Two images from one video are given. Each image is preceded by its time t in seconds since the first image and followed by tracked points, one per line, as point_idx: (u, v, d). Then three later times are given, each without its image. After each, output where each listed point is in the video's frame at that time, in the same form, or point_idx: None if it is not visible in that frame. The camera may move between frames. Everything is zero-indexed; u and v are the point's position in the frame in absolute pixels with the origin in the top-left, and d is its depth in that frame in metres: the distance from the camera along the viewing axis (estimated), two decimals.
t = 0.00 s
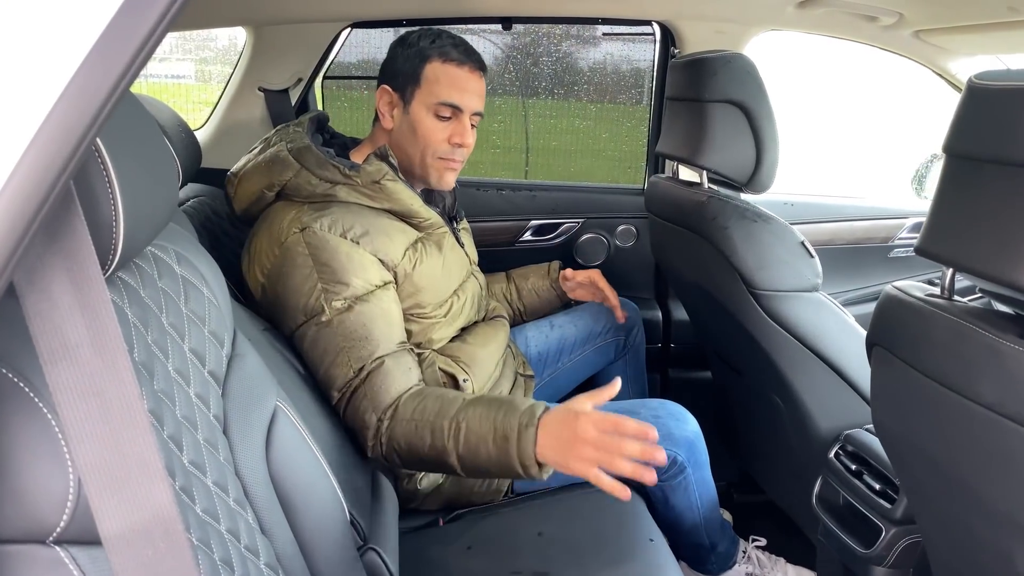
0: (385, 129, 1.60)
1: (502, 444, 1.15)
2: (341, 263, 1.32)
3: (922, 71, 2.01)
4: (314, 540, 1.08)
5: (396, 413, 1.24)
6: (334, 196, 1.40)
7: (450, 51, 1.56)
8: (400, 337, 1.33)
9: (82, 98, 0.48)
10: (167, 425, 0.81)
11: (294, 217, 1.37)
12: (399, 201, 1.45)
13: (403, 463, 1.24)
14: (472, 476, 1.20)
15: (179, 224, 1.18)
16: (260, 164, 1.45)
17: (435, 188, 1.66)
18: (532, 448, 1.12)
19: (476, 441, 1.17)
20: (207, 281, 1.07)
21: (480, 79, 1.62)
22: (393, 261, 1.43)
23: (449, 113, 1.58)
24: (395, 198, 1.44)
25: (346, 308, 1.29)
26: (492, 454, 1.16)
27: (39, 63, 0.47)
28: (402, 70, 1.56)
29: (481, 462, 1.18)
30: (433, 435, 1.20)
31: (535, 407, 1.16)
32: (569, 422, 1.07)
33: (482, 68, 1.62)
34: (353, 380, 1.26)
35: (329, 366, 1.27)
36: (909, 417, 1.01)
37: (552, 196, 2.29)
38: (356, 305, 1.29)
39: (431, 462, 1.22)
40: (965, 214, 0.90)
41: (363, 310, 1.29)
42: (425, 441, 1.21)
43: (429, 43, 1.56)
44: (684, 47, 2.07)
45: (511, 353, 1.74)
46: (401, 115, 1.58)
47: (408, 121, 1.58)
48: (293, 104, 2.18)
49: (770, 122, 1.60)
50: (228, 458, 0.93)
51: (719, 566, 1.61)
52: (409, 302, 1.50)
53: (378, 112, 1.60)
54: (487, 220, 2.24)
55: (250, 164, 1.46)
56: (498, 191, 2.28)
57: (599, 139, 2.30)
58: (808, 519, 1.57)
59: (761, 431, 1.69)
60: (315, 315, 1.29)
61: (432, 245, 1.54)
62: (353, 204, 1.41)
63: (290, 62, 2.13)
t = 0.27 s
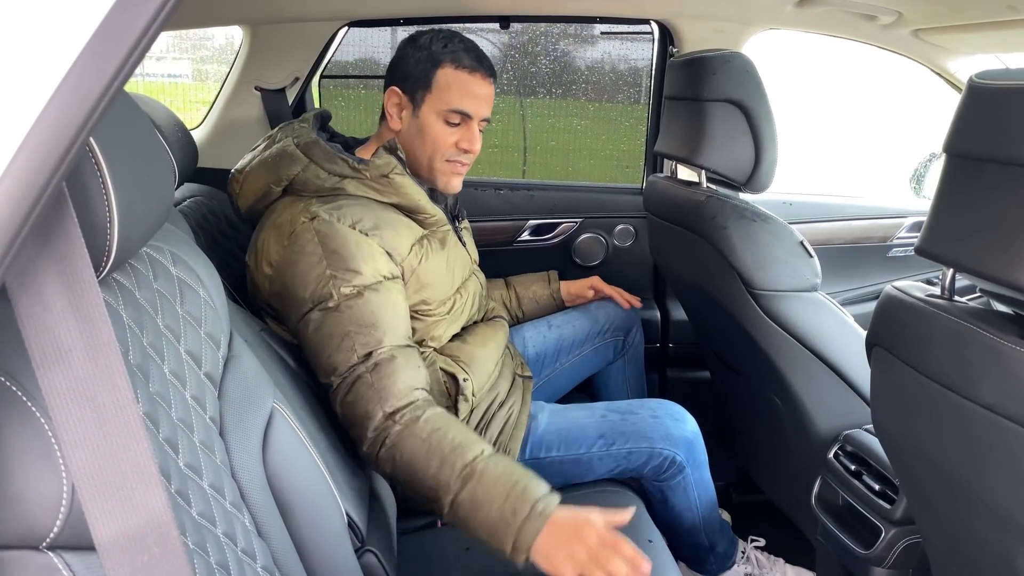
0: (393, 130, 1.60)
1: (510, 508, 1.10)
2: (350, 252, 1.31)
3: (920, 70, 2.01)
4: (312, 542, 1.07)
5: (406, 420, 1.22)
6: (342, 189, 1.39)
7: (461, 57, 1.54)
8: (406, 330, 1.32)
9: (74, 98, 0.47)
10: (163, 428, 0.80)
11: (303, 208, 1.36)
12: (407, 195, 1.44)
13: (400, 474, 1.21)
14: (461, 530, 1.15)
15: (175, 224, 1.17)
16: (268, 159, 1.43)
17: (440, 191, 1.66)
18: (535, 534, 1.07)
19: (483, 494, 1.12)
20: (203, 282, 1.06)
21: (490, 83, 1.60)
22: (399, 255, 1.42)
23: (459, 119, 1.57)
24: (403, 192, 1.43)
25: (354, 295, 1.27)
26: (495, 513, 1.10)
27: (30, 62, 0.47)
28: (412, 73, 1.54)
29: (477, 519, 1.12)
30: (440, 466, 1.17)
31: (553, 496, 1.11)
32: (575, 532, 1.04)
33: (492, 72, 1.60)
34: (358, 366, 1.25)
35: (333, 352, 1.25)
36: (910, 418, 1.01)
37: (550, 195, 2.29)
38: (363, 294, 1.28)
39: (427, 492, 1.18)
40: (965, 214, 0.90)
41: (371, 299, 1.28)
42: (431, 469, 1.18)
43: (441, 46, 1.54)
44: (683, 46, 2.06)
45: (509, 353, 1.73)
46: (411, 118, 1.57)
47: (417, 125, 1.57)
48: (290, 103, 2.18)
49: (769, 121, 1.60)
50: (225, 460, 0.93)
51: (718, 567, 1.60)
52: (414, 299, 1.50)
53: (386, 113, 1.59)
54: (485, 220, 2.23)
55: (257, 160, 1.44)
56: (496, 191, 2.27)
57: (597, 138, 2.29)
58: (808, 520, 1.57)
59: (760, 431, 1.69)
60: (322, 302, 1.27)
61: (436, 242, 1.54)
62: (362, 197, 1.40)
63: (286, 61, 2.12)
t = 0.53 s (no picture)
0: (402, 130, 1.59)
1: (507, 527, 1.18)
2: (358, 250, 1.30)
3: (920, 68, 2.01)
4: (312, 542, 1.07)
5: (412, 424, 1.24)
6: (349, 188, 1.38)
7: (474, 60, 1.53)
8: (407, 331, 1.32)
9: (73, 98, 0.47)
10: (162, 428, 0.80)
11: (311, 204, 1.35)
12: (413, 197, 1.43)
13: (399, 475, 1.23)
14: (451, 539, 1.21)
15: (174, 223, 1.17)
16: (277, 153, 1.41)
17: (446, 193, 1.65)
18: (526, 555, 1.17)
19: (483, 512, 1.19)
20: (202, 281, 1.06)
21: (502, 89, 1.59)
22: (403, 254, 1.43)
23: (468, 123, 1.56)
24: (410, 193, 1.42)
25: (359, 295, 1.27)
26: (491, 530, 1.18)
27: (28, 62, 0.46)
28: (424, 74, 1.54)
29: (473, 533, 1.19)
30: (443, 475, 1.21)
31: (544, 521, 1.21)
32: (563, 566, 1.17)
33: (504, 77, 1.59)
34: (363, 365, 1.25)
35: (337, 347, 1.25)
36: (909, 417, 1.01)
37: (550, 194, 2.28)
38: (369, 294, 1.28)
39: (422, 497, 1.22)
40: (965, 213, 0.90)
41: (377, 300, 1.28)
42: (433, 475, 1.21)
43: (454, 49, 1.54)
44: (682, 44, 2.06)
45: (509, 353, 1.73)
46: (421, 118, 1.57)
47: (425, 126, 1.56)
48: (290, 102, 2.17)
49: (769, 120, 1.60)
50: (224, 460, 0.93)
51: (718, 566, 1.60)
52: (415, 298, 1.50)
53: (396, 113, 1.59)
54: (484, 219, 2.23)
55: (264, 156, 1.43)
56: (496, 190, 2.27)
57: (596, 137, 2.29)
58: (807, 518, 1.57)
59: (760, 430, 1.69)
60: (326, 297, 1.27)
61: (439, 242, 1.53)
62: (368, 196, 1.39)
63: (285, 60, 2.12)
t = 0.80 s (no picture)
0: (413, 127, 1.60)
1: (489, 522, 1.20)
2: (365, 237, 1.31)
3: (921, 65, 2.00)
4: (313, 541, 1.07)
5: (408, 416, 1.25)
6: (358, 176, 1.39)
7: (485, 62, 1.53)
8: (405, 323, 1.32)
9: (72, 98, 0.47)
10: (164, 426, 0.80)
11: (322, 191, 1.35)
12: (422, 189, 1.43)
13: (389, 465, 1.25)
14: (433, 531, 1.23)
15: (175, 222, 1.17)
16: (288, 141, 1.41)
17: (450, 195, 1.64)
18: (505, 550, 1.20)
19: (468, 506, 1.21)
20: (203, 280, 1.06)
21: (514, 94, 1.58)
22: (409, 244, 1.43)
23: (475, 124, 1.55)
24: (418, 185, 1.42)
25: (363, 282, 1.27)
26: (474, 525, 1.21)
27: (28, 63, 0.46)
28: (437, 72, 1.54)
29: (454, 526, 1.22)
30: (432, 469, 1.23)
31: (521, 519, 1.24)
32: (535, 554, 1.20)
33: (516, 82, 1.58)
34: (364, 353, 1.25)
35: (338, 334, 1.25)
36: (911, 415, 1.01)
37: (551, 192, 2.29)
38: (375, 283, 1.28)
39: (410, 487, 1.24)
40: (967, 210, 0.90)
41: (380, 290, 1.28)
42: (423, 469, 1.23)
43: (468, 50, 1.53)
44: (684, 42, 2.06)
45: (511, 351, 1.73)
46: (430, 117, 1.57)
47: (433, 124, 1.56)
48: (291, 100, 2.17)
49: (770, 117, 1.60)
50: (226, 458, 0.93)
51: (719, 563, 1.60)
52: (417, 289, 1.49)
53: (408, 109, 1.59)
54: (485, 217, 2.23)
55: (277, 142, 1.43)
56: (497, 188, 2.27)
57: (597, 135, 2.29)
58: (808, 516, 1.57)
59: (761, 428, 1.69)
60: (331, 283, 1.27)
61: (445, 237, 1.53)
62: (377, 186, 1.40)
63: (286, 58, 2.12)
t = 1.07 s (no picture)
0: (421, 125, 1.61)
1: (522, 468, 1.25)
2: (373, 236, 1.31)
3: (924, 63, 2.00)
4: (316, 539, 1.08)
5: (424, 400, 1.27)
6: (367, 175, 1.39)
7: (489, 58, 1.53)
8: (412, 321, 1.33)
9: (75, 100, 0.47)
10: (167, 425, 0.81)
11: (331, 188, 1.36)
12: (429, 191, 1.44)
13: (416, 448, 1.26)
14: (472, 490, 1.27)
15: (178, 221, 1.17)
16: (300, 136, 1.43)
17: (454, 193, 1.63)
18: (544, 489, 1.25)
19: (499, 462, 1.26)
20: (206, 278, 1.07)
21: (519, 91, 1.57)
22: (416, 245, 1.43)
23: (478, 118, 1.55)
24: (425, 187, 1.43)
25: (372, 280, 1.28)
26: (510, 470, 1.25)
27: (31, 64, 0.47)
28: (444, 69, 1.56)
29: (491, 478, 1.26)
30: (458, 439, 1.26)
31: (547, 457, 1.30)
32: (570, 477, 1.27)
33: (522, 79, 1.57)
34: (374, 349, 1.26)
35: (346, 333, 1.25)
36: (913, 414, 1.01)
37: (554, 190, 2.29)
38: (383, 282, 1.29)
39: (438, 460, 1.27)
40: (968, 210, 0.90)
41: (388, 289, 1.29)
42: (450, 440, 1.26)
43: (474, 47, 1.55)
44: (686, 40, 2.06)
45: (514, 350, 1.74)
46: (435, 114, 1.58)
47: (438, 120, 1.57)
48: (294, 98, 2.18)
49: (773, 116, 1.59)
50: (228, 456, 0.93)
51: (721, 559, 1.60)
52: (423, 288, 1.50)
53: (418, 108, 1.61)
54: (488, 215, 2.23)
55: (289, 138, 1.44)
56: (500, 186, 2.27)
57: (600, 133, 2.29)
58: (810, 514, 1.57)
59: (763, 426, 1.69)
60: (339, 281, 1.27)
61: (451, 238, 1.53)
62: (386, 185, 1.40)
63: (289, 56, 2.12)
